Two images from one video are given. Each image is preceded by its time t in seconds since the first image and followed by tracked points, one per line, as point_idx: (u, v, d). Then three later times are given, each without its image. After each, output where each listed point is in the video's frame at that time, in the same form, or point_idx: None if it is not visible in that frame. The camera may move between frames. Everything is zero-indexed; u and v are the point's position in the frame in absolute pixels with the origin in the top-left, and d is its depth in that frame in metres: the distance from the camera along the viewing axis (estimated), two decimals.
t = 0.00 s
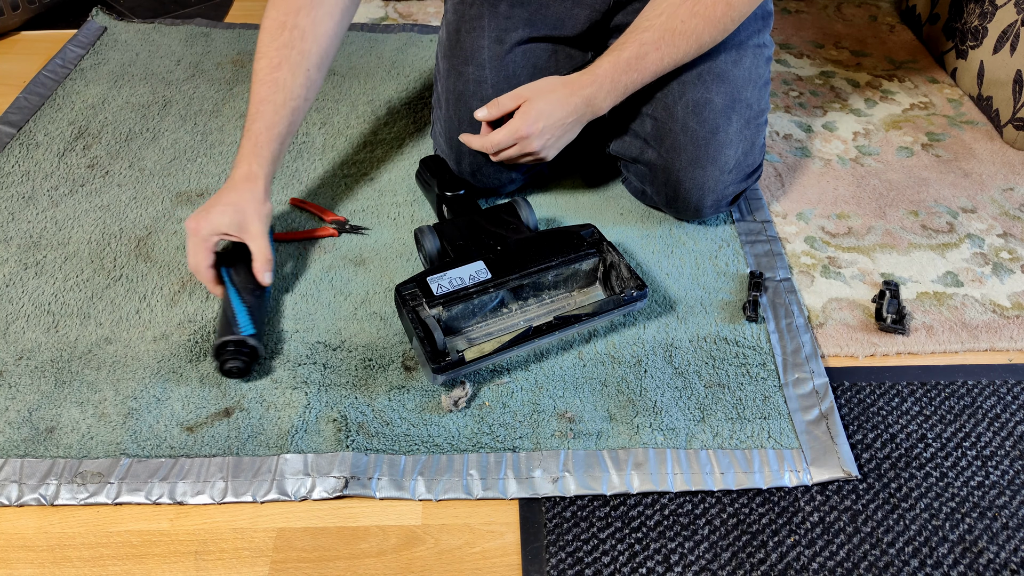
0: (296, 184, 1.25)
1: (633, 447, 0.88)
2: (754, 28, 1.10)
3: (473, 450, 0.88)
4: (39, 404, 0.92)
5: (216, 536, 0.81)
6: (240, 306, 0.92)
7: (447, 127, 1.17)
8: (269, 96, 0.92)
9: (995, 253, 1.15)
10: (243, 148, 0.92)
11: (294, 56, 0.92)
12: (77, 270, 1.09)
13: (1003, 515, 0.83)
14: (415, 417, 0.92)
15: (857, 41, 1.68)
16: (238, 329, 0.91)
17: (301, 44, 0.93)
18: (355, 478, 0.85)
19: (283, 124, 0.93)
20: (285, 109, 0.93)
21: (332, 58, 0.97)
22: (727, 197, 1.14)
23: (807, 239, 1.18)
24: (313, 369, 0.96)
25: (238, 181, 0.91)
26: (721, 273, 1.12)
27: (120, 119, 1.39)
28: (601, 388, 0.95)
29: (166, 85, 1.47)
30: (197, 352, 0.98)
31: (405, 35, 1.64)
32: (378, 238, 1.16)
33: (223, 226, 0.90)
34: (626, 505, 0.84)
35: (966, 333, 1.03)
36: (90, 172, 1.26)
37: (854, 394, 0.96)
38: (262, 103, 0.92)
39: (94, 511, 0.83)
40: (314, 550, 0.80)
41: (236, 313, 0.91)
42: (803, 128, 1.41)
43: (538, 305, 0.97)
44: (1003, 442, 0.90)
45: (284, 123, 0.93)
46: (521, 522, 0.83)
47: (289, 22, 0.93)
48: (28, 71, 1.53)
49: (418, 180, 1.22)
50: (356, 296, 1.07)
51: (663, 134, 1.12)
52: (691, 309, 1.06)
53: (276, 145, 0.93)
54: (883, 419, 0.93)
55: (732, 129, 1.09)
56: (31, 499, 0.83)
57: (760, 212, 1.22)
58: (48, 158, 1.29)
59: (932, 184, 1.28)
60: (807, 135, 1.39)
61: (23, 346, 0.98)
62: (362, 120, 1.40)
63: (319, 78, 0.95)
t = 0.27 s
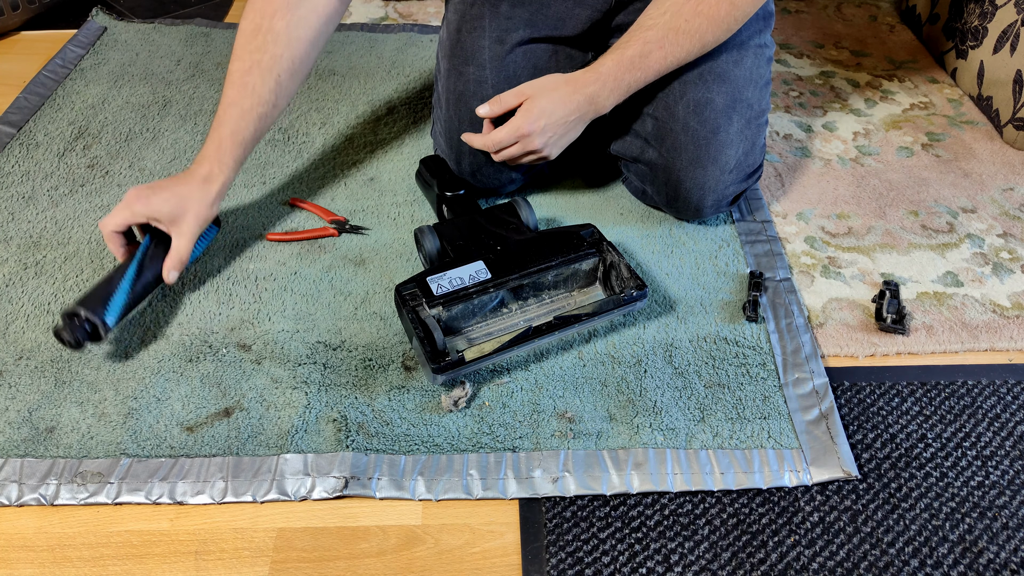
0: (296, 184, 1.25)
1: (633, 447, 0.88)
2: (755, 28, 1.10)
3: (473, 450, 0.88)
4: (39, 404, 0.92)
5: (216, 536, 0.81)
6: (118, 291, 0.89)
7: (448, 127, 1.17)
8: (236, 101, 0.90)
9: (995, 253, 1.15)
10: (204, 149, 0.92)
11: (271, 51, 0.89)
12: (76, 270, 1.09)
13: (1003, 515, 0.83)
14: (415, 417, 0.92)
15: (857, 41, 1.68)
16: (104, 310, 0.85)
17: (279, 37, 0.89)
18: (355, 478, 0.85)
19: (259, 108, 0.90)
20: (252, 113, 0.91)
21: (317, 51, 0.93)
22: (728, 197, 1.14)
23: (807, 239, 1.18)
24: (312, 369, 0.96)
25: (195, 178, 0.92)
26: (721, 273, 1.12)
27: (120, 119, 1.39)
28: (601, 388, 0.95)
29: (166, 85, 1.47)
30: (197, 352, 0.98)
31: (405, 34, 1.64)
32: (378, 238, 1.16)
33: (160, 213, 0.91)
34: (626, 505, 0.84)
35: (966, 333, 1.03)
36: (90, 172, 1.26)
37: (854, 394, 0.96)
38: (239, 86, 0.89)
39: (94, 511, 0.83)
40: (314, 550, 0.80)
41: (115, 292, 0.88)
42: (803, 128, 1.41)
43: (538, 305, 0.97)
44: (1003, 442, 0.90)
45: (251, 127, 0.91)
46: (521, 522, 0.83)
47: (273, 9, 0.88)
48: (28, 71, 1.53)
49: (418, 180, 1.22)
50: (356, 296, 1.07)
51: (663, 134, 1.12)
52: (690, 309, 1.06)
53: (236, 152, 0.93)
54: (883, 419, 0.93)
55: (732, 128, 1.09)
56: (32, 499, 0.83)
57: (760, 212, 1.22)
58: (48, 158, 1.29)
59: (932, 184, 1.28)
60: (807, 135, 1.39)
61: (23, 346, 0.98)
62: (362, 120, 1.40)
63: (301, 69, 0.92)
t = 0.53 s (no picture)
0: (296, 184, 1.25)
1: (633, 447, 0.88)
2: (756, 29, 1.10)
3: (473, 450, 0.88)
4: (39, 404, 0.92)
5: (216, 536, 0.81)
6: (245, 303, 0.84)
7: (448, 127, 1.17)
8: (260, 116, 0.88)
9: (995, 253, 1.15)
10: (242, 186, 0.88)
11: (287, 57, 0.89)
12: (77, 270, 1.09)
13: (1003, 515, 0.83)
14: (415, 417, 0.92)
15: (857, 41, 1.68)
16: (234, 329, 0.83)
17: (293, 42, 0.89)
18: (355, 478, 0.85)
19: (283, 118, 0.89)
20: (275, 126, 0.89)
21: (330, 48, 0.94)
22: (727, 197, 1.14)
23: (807, 239, 1.18)
24: (312, 369, 0.96)
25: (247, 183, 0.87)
26: (721, 273, 1.12)
27: (120, 119, 1.39)
28: (601, 388, 0.95)
29: (166, 85, 1.47)
30: (197, 352, 0.98)
31: (405, 35, 1.64)
32: (378, 238, 1.16)
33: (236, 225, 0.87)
34: (627, 505, 0.84)
35: (966, 333, 1.03)
36: (90, 172, 1.26)
37: (855, 394, 0.96)
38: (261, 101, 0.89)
39: (94, 511, 0.83)
40: (314, 550, 0.80)
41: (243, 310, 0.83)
42: (803, 128, 1.41)
43: (538, 305, 0.97)
44: (1003, 442, 0.90)
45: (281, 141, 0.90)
46: (521, 522, 0.83)
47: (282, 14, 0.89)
48: (27, 71, 1.53)
49: (418, 180, 1.22)
50: (356, 296, 1.06)
51: (663, 134, 1.12)
52: (690, 309, 1.06)
53: (273, 159, 0.89)
54: (883, 419, 0.93)
55: (732, 129, 1.09)
56: (31, 499, 0.83)
57: (760, 212, 1.22)
58: (48, 158, 1.29)
59: (932, 184, 1.28)
60: (807, 136, 1.39)
61: (23, 346, 0.98)
62: (362, 120, 1.40)
63: (320, 68, 0.93)
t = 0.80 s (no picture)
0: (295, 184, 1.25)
1: (633, 447, 0.88)
2: (755, 28, 1.10)
3: (473, 450, 0.88)
4: (39, 404, 0.92)
5: (216, 536, 0.81)
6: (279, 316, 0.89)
7: (448, 127, 1.17)
8: (295, 148, 0.92)
9: (995, 253, 1.15)
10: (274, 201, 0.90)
11: (317, 85, 0.94)
12: (77, 270, 1.09)
13: (1003, 515, 0.83)
14: (415, 417, 0.92)
15: (857, 41, 1.68)
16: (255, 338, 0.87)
17: (323, 69, 0.94)
18: (355, 478, 0.85)
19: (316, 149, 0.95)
20: (307, 156, 0.93)
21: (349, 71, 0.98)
22: (727, 197, 1.14)
23: (807, 239, 1.18)
24: (312, 369, 0.96)
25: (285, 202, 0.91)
26: (721, 273, 1.12)
27: (120, 119, 1.39)
28: (601, 388, 0.95)
29: (166, 85, 1.47)
30: (197, 352, 0.98)
31: (405, 35, 1.64)
32: (378, 238, 1.16)
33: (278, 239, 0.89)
34: (626, 505, 0.84)
35: (966, 333, 1.03)
36: (90, 172, 1.26)
37: (854, 394, 0.96)
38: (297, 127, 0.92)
39: (94, 511, 0.83)
40: (314, 550, 0.80)
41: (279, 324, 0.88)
42: (803, 129, 1.41)
43: (538, 305, 0.97)
44: (1003, 442, 0.90)
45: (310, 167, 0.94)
46: (521, 522, 0.83)
47: (308, 42, 0.93)
48: (27, 71, 1.53)
49: (418, 180, 1.22)
50: (356, 296, 1.06)
51: (663, 134, 1.12)
52: (690, 309, 1.06)
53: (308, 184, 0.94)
54: (883, 419, 0.93)
55: (732, 128, 1.09)
56: (31, 499, 0.83)
57: (760, 212, 1.22)
58: (48, 158, 1.29)
59: (932, 184, 1.28)
60: (807, 136, 1.39)
61: (23, 346, 0.98)
62: (362, 120, 1.40)
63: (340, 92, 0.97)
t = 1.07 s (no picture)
0: (296, 184, 1.25)
1: (633, 447, 0.88)
2: (756, 28, 1.10)
3: (473, 450, 0.88)
4: (38, 404, 0.92)
5: (216, 536, 0.81)
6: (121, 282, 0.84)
7: (448, 127, 1.17)
8: (226, 124, 0.88)
9: (995, 253, 1.15)
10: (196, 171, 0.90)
11: (263, 63, 0.86)
12: (77, 270, 1.09)
13: (1003, 515, 0.83)
14: (415, 417, 0.92)
15: (857, 41, 1.68)
16: (101, 306, 0.80)
17: (270, 47, 0.86)
18: (355, 478, 0.85)
19: (249, 128, 0.89)
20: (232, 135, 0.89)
21: (312, 55, 0.90)
22: (728, 197, 1.14)
23: (807, 239, 1.18)
24: (312, 369, 0.96)
25: (194, 174, 0.90)
26: (721, 273, 1.12)
27: (120, 119, 1.39)
28: (602, 388, 0.95)
29: (166, 85, 1.47)
30: (197, 352, 0.98)
31: (405, 34, 1.64)
32: (378, 239, 1.16)
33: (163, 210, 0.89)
34: (627, 505, 0.84)
35: (966, 333, 1.03)
36: (90, 172, 1.26)
37: (855, 394, 0.96)
38: (231, 104, 0.88)
39: (94, 511, 0.83)
40: (314, 550, 0.80)
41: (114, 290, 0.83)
42: (803, 129, 1.41)
43: (538, 306, 0.97)
44: (1003, 442, 0.91)
45: (238, 149, 0.90)
46: (521, 522, 0.83)
47: (263, 18, 0.86)
48: (27, 71, 1.53)
49: (418, 180, 1.22)
50: (356, 296, 1.06)
51: (663, 134, 1.12)
52: (690, 309, 1.06)
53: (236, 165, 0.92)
54: (883, 419, 0.93)
55: (733, 129, 1.09)
56: (31, 499, 0.83)
57: (760, 212, 1.22)
58: (48, 158, 1.29)
59: (932, 183, 1.28)
60: (807, 136, 1.39)
61: (23, 346, 0.98)
62: (362, 120, 1.40)
63: (295, 78, 0.90)
